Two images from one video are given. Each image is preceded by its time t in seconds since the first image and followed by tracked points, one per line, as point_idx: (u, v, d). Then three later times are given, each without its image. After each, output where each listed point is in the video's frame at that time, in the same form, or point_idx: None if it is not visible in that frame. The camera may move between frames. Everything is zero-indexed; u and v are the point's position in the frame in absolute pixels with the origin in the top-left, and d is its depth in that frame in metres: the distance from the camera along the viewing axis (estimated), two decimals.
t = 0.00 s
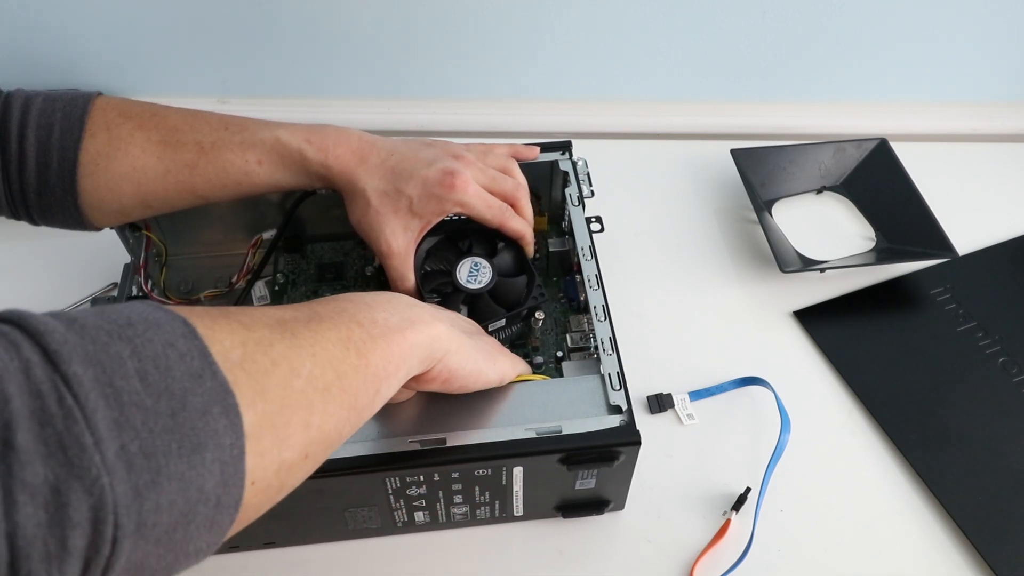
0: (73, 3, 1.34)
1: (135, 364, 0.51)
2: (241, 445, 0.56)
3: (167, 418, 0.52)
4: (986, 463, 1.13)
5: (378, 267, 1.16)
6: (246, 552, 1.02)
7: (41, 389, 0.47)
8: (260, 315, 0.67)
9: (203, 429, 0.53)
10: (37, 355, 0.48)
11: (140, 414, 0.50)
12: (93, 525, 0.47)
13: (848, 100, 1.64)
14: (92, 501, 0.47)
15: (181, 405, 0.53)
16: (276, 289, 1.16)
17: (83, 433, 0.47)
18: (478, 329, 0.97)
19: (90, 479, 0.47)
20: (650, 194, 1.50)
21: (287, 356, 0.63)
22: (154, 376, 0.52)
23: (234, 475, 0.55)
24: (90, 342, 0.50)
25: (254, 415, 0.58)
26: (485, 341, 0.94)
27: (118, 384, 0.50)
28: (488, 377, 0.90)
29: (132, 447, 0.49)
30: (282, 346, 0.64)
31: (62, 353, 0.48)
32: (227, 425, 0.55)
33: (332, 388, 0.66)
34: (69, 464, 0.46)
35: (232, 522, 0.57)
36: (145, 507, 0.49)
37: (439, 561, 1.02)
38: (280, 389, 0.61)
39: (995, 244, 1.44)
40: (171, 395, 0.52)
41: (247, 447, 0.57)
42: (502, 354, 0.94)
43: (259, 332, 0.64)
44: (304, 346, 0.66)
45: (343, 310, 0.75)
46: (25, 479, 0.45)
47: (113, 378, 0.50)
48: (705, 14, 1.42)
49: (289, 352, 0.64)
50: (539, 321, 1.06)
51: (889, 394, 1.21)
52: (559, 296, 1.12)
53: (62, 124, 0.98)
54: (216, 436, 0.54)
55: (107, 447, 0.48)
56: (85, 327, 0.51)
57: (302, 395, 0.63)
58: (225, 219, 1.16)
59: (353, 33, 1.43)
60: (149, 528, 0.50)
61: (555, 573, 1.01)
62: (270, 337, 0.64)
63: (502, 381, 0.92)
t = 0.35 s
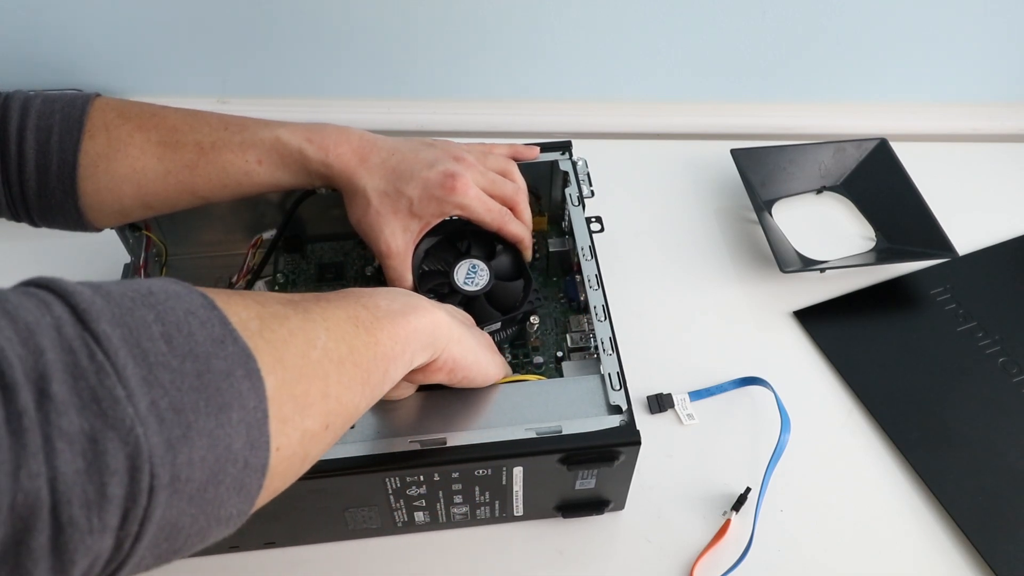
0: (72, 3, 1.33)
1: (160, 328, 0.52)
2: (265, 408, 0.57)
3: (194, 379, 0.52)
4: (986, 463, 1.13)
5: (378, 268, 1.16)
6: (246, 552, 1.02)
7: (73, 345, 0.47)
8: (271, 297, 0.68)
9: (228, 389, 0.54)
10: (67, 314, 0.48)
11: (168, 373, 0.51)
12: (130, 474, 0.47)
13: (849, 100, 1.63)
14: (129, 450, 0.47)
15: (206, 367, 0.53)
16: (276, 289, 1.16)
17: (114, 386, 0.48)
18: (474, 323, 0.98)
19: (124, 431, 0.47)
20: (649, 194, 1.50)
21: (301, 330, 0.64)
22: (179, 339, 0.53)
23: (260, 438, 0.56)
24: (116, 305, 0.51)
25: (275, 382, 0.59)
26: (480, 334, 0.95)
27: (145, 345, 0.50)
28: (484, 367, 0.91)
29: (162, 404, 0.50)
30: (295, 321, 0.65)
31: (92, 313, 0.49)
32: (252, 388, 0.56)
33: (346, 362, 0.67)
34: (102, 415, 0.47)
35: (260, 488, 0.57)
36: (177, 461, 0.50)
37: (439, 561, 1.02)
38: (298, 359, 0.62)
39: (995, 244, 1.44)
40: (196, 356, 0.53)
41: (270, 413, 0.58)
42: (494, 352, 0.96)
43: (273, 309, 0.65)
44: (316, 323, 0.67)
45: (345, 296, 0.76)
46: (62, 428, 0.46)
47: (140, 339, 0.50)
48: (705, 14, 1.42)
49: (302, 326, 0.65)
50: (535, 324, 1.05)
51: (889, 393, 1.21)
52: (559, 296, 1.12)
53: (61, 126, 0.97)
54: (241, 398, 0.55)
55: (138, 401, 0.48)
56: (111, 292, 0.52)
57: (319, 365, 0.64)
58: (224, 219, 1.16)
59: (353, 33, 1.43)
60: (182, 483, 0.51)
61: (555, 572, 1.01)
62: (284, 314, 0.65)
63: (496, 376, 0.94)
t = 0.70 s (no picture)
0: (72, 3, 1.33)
1: (191, 306, 0.53)
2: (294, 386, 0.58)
3: (227, 355, 0.54)
4: (986, 463, 1.13)
5: (378, 268, 1.16)
6: (246, 552, 1.02)
7: (110, 318, 0.48)
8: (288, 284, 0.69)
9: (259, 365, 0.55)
10: (100, 289, 0.49)
11: (201, 348, 0.52)
12: (173, 441, 0.48)
13: (849, 100, 1.63)
14: (170, 419, 0.48)
15: (238, 343, 0.55)
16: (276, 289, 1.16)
17: (154, 355, 0.49)
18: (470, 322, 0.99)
19: (165, 398, 0.48)
20: (649, 194, 1.51)
21: (322, 315, 0.66)
22: (210, 317, 0.54)
23: (291, 414, 0.58)
24: (147, 282, 0.52)
25: (302, 362, 0.61)
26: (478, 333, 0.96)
27: (178, 321, 0.51)
28: (481, 363, 0.92)
29: (198, 376, 0.51)
30: (315, 306, 0.66)
31: (125, 289, 0.50)
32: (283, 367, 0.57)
33: (365, 346, 0.69)
34: (144, 383, 0.48)
35: (290, 466, 0.59)
36: (216, 432, 0.51)
37: (438, 561, 1.02)
38: (322, 341, 0.63)
39: (995, 244, 1.44)
40: (227, 333, 0.55)
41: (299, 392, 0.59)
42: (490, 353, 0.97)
43: (293, 296, 0.66)
44: (335, 309, 0.68)
45: (356, 287, 0.77)
46: (105, 394, 0.46)
47: (173, 315, 0.51)
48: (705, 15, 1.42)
49: (323, 311, 0.66)
50: (534, 324, 1.04)
51: (890, 393, 1.21)
52: (559, 297, 1.12)
53: (61, 124, 0.97)
54: (273, 374, 0.56)
55: (178, 371, 0.50)
56: (140, 270, 0.53)
57: (343, 347, 0.66)
58: (224, 219, 1.16)
59: (353, 33, 1.43)
60: (221, 455, 0.52)
61: (555, 572, 1.01)
62: (304, 300, 0.66)
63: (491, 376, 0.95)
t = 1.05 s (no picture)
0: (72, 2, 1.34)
1: (198, 276, 0.56)
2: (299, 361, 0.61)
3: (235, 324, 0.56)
4: (986, 463, 1.13)
5: (378, 269, 1.15)
6: (246, 553, 1.02)
7: (123, 280, 0.50)
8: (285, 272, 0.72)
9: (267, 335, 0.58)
10: (110, 254, 0.51)
11: (210, 315, 0.55)
12: (187, 402, 0.51)
13: (849, 100, 1.63)
14: (184, 379, 0.51)
15: (244, 315, 0.58)
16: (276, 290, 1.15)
17: (167, 317, 0.51)
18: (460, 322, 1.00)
19: (179, 357, 0.51)
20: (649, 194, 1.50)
21: (319, 301, 0.69)
22: (216, 288, 0.57)
23: (296, 389, 0.60)
24: (155, 253, 0.54)
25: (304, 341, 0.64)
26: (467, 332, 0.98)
27: (187, 289, 0.54)
28: (468, 360, 0.93)
29: (209, 341, 0.54)
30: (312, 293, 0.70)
31: (134, 254, 0.52)
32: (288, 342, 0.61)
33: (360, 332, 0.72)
34: (158, 342, 0.50)
35: (293, 441, 0.61)
36: (227, 395, 0.54)
37: (438, 560, 1.02)
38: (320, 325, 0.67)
39: (995, 244, 1.44)
40: (234, 304, 0.57)
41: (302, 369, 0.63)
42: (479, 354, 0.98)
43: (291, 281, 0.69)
44: (332, 296, 0.72)
45: (349, 283, 0.80)
46: (121, 351, 0.48)
47: (182, 283, 0.54)
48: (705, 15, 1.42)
49: (320, 298, 0.70)
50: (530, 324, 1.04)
51: (890, 393, 1.21)
52: (560, 299, 1.12)
53: (58, 123, 0.99)
54: (278, 347, 0.59)
55: (190, 333, 0.52)
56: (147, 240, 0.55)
57: (339, 330, 0.69)
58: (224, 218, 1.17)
59: (352, 33, 1.43)
60: (230, 422, 0.54)
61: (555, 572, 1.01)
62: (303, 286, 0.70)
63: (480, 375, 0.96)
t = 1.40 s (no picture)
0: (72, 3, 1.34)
1: (213, 304, 0.56)
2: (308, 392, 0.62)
3: (247, 356, 0.57)
4: (985, 463, 1.12)
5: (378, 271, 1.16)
6: (246, 553, 1.02)
7: (136, 314, 0.50)
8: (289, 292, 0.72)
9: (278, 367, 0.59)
10: (124, 284, 0.52)
11: (224, 348, 0.55)
12: (198, 445, 0.51)
13: (849, 99, 1.63)
14: (196, 422, 0.51)
15: (257, 346, 0.58)
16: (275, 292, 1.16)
17: (180, 354, 0.51)
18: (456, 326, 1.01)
19: (191, 398, 0.51)
20: (648, 194, 1.50)
21: (325, 324, 0.70)
22: (230, 316, 0.57)
23: (304, 423, 0.61)
24: (170, 277, 0.55)
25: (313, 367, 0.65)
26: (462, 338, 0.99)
27: (202, 319, 0.55)
28: (464, 369, 0.94)
29: (222, 377, 0.54)
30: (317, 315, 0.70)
31: (150, 284, 0.52)
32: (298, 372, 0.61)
33: (366, 356, 0.73)
34: (172, 382, 0.50)
35: (300, 473, 0.62)
36: (238, 437, 0.54)
37: (437, 562, 1.02)
38: (327, 349, 0.68)
39: (996, 244, 1.44)
40: (247, 334, 0.58)
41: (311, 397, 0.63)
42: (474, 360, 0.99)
43: (296, 303, 0.70)
44: (337, 320, 0.73)
45: (349, 299, 0.81)
46: (133, 394, 0.48)
47: (196, 313, 0.55)
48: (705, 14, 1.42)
49: (326, 321, 0.71)
50: (529, 331, 1.04)
51: (889, 393, 1.21)
52: (559, 303, 1.12)
53: (56, 128, 0.98)
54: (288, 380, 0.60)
55: (203, 371, 0.53)
56: (161, 265, 0.56)
57: (345, 355, 0.70)
58: (223, 220, 1.17)
59: (352, 33, 1.43)
60: (241, 462, 0.54)
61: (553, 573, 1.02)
62: (307, 308, 0.70)
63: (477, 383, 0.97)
